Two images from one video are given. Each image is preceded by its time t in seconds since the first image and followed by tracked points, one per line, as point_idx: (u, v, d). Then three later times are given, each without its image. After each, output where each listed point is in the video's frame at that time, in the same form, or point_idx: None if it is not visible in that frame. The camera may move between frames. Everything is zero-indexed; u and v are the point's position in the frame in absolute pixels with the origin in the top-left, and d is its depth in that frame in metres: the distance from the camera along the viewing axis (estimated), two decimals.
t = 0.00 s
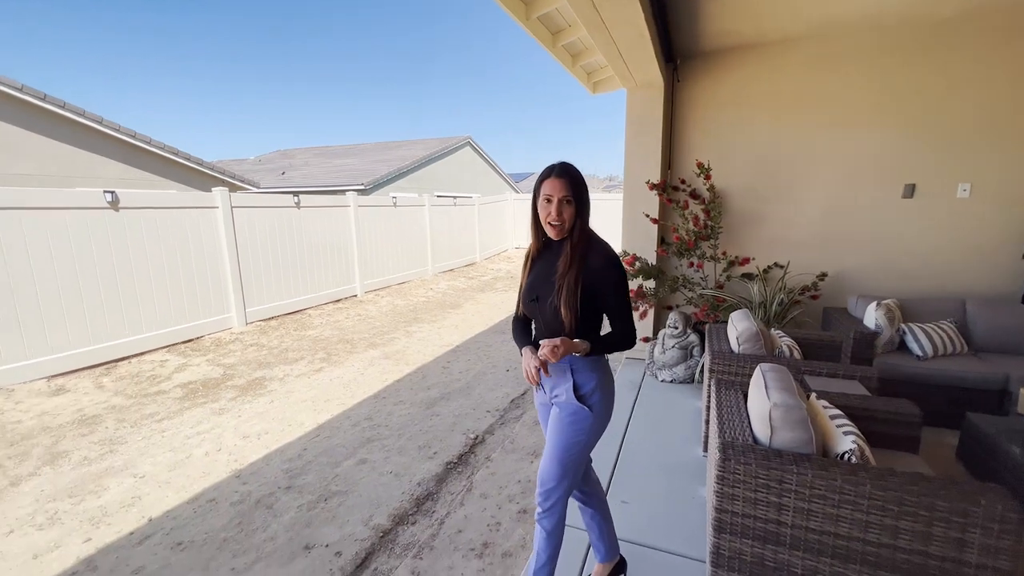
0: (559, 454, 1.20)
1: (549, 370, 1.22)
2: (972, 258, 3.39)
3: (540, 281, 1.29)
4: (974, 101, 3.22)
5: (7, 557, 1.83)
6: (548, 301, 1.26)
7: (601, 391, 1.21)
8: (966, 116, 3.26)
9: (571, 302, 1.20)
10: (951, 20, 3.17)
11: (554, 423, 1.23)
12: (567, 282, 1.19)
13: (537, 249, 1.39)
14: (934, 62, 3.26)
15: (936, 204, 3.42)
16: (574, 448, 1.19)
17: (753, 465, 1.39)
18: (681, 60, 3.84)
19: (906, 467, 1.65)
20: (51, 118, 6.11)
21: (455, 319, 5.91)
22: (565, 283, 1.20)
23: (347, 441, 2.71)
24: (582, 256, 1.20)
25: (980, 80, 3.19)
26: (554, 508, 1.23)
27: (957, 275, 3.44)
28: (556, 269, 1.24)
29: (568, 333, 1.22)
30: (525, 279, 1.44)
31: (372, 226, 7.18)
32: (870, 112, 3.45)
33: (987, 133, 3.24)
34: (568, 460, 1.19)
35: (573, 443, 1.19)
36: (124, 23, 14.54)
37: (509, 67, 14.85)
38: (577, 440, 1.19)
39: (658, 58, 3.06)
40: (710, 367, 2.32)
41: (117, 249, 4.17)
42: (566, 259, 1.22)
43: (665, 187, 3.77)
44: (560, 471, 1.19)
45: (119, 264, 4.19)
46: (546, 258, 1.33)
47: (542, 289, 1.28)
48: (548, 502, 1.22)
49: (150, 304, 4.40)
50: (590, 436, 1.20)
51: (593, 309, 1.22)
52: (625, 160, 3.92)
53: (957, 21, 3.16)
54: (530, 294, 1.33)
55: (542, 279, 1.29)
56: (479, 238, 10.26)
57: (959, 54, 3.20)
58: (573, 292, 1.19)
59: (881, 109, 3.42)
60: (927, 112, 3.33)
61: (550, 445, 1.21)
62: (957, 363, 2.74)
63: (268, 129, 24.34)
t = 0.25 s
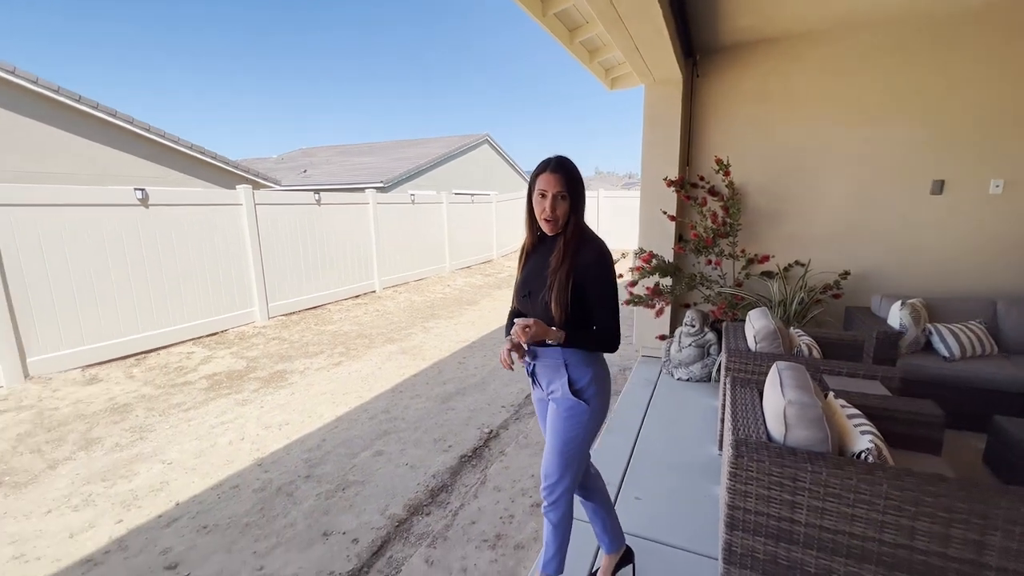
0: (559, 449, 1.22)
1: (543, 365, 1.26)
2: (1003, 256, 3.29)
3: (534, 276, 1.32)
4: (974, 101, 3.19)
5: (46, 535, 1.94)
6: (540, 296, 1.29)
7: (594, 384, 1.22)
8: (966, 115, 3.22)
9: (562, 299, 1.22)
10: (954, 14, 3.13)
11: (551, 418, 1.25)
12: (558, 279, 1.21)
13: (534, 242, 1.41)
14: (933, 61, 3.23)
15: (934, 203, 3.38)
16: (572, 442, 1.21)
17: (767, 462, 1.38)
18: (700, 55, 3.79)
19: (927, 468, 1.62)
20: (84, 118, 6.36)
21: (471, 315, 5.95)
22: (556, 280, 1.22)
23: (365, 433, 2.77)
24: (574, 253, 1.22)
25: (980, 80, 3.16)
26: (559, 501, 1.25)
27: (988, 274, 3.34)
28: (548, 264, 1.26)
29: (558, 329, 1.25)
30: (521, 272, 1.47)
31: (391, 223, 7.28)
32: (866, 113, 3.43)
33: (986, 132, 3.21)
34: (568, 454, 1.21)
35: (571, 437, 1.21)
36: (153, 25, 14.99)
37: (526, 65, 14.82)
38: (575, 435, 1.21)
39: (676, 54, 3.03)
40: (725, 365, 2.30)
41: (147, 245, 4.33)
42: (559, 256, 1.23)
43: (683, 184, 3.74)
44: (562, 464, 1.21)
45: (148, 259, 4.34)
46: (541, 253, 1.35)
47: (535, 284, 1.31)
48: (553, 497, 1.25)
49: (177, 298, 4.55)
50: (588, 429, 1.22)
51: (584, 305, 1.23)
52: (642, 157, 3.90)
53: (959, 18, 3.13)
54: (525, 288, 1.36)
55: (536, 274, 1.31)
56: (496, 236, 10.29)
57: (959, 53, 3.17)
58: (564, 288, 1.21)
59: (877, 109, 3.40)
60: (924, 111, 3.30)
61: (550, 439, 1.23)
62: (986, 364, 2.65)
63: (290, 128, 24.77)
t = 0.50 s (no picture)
0: (563, 443, 1.25)
1: (543, 360, 1.28)
2: None
3: (535, 271, 1.34)
4: (972, 101, 3.16)
5: (79, 518, 2.03)
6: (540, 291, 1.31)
7: (593, 378, 1.25)
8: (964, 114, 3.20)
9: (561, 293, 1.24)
10: (950, 13, 3.11)
11: (553, 413, 1.28)
12: (557, 273, 1.23)
13: (533, 239, 1.43)
14: (930, 60, 3.21)
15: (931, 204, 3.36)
16: (574, 436, 1.24)
17: (778, 460, 1.38)
18: (717, 51, 3.75)
19: (944, 469, 1.59)
20: (110, 118, 6.56)
21: (486, 312, 5.99)
22: (555, 275, 1.24)
23: (380, 426, 2.82)
24: (572, 248, 1.24)
25: (977, 79, 3.13)
26: (566, 494, 1.27)
27: (1015, 273, 3.24)
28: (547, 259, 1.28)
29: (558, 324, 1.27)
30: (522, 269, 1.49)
31: (407, 220, 7.36)
32: (863, 113, 3.42)
33: (984, 131, 3.18)
34: (570, 447, 1.24)
35: (573, 430, 1.24)
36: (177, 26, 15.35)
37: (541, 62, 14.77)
38: (576, 428, 1.24)
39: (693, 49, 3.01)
40: (739, 364, 2.29)
41: (171, 241, 4.46)
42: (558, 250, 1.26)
43: (700, 181, 3.70)
44: (567, 457, 1.24)
45: (173, 254, 4.47)
46: (541, 249, 1.38)
47: (536, 279, 1.33)
48: (559, 491, 1.27)
49: (200, 292, 4.68)
50: (589, 422, 1.25)
51: (583, 300, 1.25)
52: (658, 154, 3.88)
53: (955, 17, 3.10)
54: (526, 284, 1.38)
55: (537, 270, 1.34)
56: (511, 233, 10.31)
57: (956, 52, 3.14)
58: (562, 283, 1.23)
59: (874, 109, 3.39)
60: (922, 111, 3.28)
61: (554, 433, 1.26)
62: (1012, 365, 2.58)
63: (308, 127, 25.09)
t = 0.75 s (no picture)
0: (574, 436, 1.27)
1: (554, 354, 1.30)
2: None
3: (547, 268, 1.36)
4: (973, 101, 3.15)
5: (109, 502, 2.12)
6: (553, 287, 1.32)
7: (604, 371, 1.29)
8: (970, 113, 3.17)
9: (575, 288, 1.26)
10: (950, 14, 3.10)
11: (563, 407, 1.30)
12: (570, 270, 1.25)
13: (541, 236, 1.44)
14: (933, 61, 3.19)
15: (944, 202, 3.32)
16: (585, 429, 1.27)
17: (790, 455, 1.39)
18: (733, 46, 3.72)
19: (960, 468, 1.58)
20: (134, 117, 6.74)
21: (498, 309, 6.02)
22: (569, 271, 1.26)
23: (396, 419, 2.88)
24: (584, 244, 1.25)
25: (981, 79, 3.11)
26: (577, 487, 1.31)
27: None
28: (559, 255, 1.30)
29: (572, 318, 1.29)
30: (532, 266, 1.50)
31: (421, 218, 7.42)
32: (864, 112, 3.40)
33: (993, 129, 3.14)
34: (583, 439, 1.27)
35: (584, 424, 1.27)
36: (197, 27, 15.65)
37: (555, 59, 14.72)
38: (588, 422, 1.27)
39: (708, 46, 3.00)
40: (753, 361, 2.29)
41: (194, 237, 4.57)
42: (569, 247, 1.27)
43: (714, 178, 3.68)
44: (578, 450, 1.27)
45: (195, 250, 4.59)
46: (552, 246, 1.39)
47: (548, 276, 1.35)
48: (570, 483, 1.30)
49: (221, 287, 4.79)
50: (600, 415, 1.29)
51: (596, 295, 1.27)
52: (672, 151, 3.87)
53: (956, 18, 3.09)
54: (537, 281, 1.40)
55: (549, 267, 1.35)
56: (524, 230, 10.33)
57: (959, 52, 3.13)
58: (575, 278, 1.25)
59: (875, 108, 3.37)
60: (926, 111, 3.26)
61: (564, 427, 1.29)
62: None
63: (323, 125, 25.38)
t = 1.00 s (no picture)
0: (588, 428, 1.31)
1: (571, 347, 1.33)
2: None
3: (564, 264, 1.38)
4: (964, 98, 3.16)
5: (137, 488, 2.21)
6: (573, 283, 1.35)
7: (619, 364, 1.32)
8: (981, 111, 3.14)
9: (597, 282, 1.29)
10: (953, 11, 3.09)
11: (578, 399, 1.33)
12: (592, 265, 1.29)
13: (554, 233, 1.48)
14: (926, 59, 3.21)
15: (961, 201, 3.28)
16: (599, 420, 1.31)
17: (802, 449, 1.41)
18: (749, 43, 3.70)
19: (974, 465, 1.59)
20: (157, 118, 6.91)
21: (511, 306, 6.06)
22: (591, 266, 1.29)
23: (410, 412, 2.94)
24: (604, 239, 1.29)
25: (974, 77, 3.12)
26: (589, 478, 1.34)
27: None
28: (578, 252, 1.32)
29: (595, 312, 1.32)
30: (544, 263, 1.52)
31: (434, 215, 7.49)
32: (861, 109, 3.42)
33: (993, 127, 3.13)
34: (598, 431, 1.31)
35: (598, 415, 1.30)
36: (213, 27, 15.87)
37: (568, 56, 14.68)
38: (603, 413, 1.31)
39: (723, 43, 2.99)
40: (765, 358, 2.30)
41: (214, 234, 4.69)
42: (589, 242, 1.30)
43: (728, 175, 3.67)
44: (592, 442, 1.31)
45: (215, 247, 4.71)
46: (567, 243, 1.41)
47: (567, 272, 1.37)
48: (582, 474, 1.34)
49: (240, 283, 4.91)
50: (614, 407, 1.32)
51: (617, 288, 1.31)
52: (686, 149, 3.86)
53: (954, 15, 3.10)
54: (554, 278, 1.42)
55: (566, 264, 1.38)
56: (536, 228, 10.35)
57: (953, 49, 3.13)
58: (598, 273, 1.29)
59: (871, 105, 3.39)
60: (933, 112, 3.25)
61: (578, 419, 1.32)
62: None
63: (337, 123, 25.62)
